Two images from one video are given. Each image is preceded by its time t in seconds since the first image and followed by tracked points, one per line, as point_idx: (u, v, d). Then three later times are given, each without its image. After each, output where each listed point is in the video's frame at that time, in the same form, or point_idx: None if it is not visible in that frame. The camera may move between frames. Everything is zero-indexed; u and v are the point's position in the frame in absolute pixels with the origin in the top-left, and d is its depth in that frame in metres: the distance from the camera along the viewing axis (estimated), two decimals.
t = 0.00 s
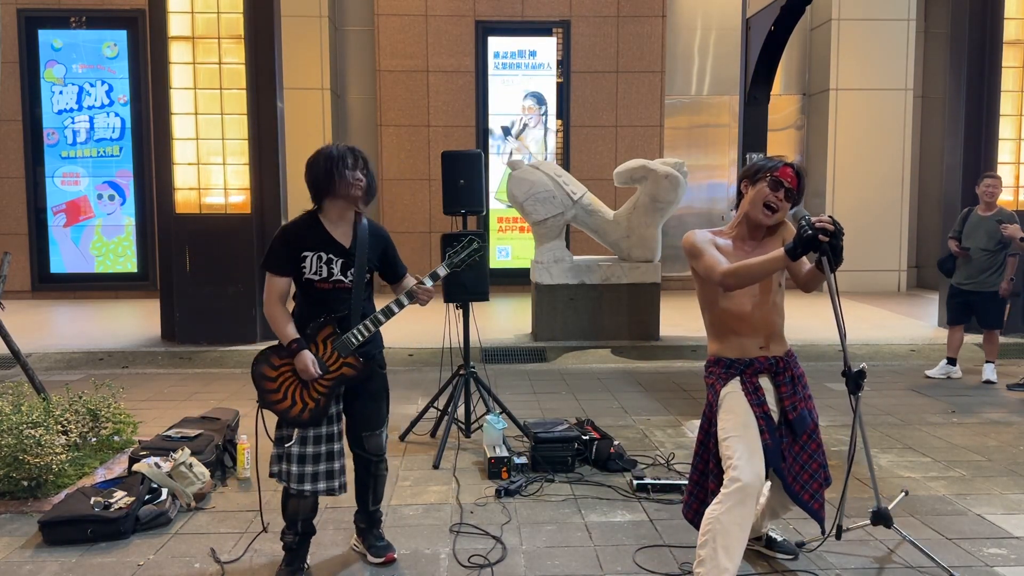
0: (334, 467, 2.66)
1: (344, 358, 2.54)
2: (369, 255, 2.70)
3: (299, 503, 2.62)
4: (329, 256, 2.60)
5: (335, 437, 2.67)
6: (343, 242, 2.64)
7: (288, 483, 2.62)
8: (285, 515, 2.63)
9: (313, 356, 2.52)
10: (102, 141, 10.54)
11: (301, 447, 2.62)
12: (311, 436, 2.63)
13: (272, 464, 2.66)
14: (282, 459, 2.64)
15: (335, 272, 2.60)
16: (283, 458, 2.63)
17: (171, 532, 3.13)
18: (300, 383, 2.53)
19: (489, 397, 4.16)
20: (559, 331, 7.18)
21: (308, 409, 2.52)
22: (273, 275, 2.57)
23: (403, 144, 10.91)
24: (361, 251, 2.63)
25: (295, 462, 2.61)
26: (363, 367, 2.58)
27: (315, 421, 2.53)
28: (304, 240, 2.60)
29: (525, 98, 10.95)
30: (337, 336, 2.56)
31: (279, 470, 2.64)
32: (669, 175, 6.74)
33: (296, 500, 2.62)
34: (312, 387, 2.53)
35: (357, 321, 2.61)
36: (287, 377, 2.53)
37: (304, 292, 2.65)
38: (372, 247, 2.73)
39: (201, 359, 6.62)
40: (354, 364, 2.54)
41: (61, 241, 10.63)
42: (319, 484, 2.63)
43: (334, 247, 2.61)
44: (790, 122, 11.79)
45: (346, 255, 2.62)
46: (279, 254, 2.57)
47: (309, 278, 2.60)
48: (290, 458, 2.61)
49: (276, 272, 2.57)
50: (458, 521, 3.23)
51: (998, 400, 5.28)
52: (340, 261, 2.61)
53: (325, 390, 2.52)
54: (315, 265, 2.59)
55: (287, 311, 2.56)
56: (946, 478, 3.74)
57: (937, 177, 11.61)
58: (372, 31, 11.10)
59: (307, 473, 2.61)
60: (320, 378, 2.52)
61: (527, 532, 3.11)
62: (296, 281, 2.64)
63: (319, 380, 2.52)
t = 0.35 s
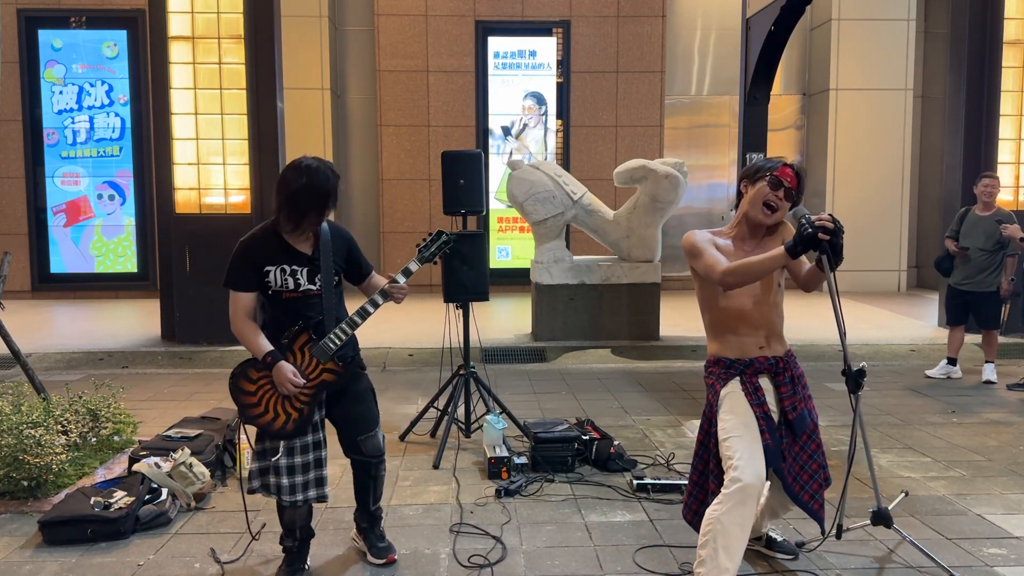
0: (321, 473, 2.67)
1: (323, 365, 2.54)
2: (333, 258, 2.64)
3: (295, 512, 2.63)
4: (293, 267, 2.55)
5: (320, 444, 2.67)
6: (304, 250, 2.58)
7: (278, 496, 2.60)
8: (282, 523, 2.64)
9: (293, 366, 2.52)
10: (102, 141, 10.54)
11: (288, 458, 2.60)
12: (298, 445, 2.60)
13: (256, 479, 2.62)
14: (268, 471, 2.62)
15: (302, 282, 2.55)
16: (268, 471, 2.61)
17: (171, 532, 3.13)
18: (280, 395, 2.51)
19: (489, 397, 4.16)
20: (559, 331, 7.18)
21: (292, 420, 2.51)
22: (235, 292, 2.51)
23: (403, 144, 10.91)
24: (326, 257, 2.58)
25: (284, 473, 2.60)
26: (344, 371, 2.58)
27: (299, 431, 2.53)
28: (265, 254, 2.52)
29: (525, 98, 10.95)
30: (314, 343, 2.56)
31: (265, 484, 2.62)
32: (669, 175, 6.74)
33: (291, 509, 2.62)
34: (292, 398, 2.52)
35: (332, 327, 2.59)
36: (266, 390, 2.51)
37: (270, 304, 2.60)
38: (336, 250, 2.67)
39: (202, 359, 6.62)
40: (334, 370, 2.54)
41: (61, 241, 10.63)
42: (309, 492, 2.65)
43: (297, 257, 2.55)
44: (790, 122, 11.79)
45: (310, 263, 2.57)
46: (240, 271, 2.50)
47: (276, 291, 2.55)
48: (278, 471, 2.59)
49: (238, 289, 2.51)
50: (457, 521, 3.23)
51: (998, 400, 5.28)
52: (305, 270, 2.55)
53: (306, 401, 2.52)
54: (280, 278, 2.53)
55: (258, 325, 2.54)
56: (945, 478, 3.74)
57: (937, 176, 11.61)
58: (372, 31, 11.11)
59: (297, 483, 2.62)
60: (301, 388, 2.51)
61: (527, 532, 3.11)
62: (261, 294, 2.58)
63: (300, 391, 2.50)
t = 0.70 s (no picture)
0: (323, 472, 2.68)
1: (324, 364, 2.52)
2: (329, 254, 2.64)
3: (295, 513, 2.63)
4: (290, 268, 2.53)
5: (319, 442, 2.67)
6: (299, 249, 2.57)
7: (282, 497, 2.59)
8: (283, 523, 2.64)
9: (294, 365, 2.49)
10: (102, 141, 10.54)
11: (290, 458, 2.59)
12: (299, 446, 2.60)
13: (253, 480, 2.60)
14: (269, 471, 2.60)
15: (300, 282, 2.54)
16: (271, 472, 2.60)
17: (171, 532, 3.13)
18: (281, 396, 2.50)
19: (489, 397, 4.16)
20: (559, 331, 7.18)
21: (294, 421, 2.52)
22: (231, 295, 2.50)
23: (403, 144, 10.92)
24: (321, 253, 2.57)
25: (286, 474, 2.59)
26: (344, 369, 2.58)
27: (301, 431, 2.55)
28: (262, 254, 2.51)
29: (525, 98, 10.95)
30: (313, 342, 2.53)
31: (264, 484, 2.60)
32: (669, 175, 6.74)
33: (292, 509, 2.62)
34: (294, 398, 2.51)
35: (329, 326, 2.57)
36: (267, 391, 2.49)
37: (267, 304, 2.60)
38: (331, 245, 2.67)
39: (201, 359, 6.62)
40: (336, 369, 2.53)
41: (61, 241, 10.63)
42: (311, 491, 2.64)
43: (294, 256, 2.54)
44: (790, 122, 11.79)
45: (307, 262, 2.56)
46: (235, 273, 2.49)
47: (274, 292, 2.54)
48: (281, 472, 2.58)
49: (233, 292, 2.50)
50: (457, 521, 3.23)
51: (998, 400, 5.28)
52: (303, 270, 2.55)
53: (309, 399, 2.52)
54: (278, 279, 2.52)
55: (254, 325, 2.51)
56: (945, 478, 3.74)
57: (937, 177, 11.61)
58: (372, 31, 11.10)
59: (299, 483, 2.61)
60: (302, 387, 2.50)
61: (527, 532, 3.11)
62: (256, 294, 2.58)
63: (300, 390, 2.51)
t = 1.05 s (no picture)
0: (336, 475, 2.65)
1: (338, 367, 2.50)
2: (353, 261, 2.63)
3: (300, 512, 2.64)
4: (312, 271, 2.55)
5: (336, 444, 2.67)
6: (321, 253, 2.57)
7: (289, 496, 2.59)
8: (287, 521, 2.65)
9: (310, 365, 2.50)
10: (102, 141, 10.54)
11: (301, 457, 2.60)
12: (311, 446, 2.61)
13: (266, 476, 2.61)
14: (281, 469, 2.61)
15: (320, 285, 2.56)
16: (280, 471, 2.60)
17: (171, 532, 3.13)
18: (296, 396, 2.50)
19: (489, 397, 4.15)
20: (559, 331, 7.18)
21: (306, 421, 2.48)
22: (254, 295, 2.53)
23: (403, 144, 10.91)
24: (345, 258, 2.56)
25: (296, 473, 2.60)
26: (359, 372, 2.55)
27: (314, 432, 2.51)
28: (284, 257, 2.54)
29: (526, 98, 10.95)
30: (330, 345, 2.51)
31: (276, 482, 2.61)
32: (669, 175, 6.74)
33: (298, 508, 2.62)
34: (307, 398, 2.50)
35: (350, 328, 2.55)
36: (282, 390, 2.49)
37: (290, 305, 2.63)
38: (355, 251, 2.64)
39: (201, 359, 6.62)
40: (350, 372, 2.51)
41: (61, 241, 10.63)
42: (322, 493, 2.63)
43: (315, 260, 2.55)
44: (790, 122, 11.80)
45: (328, 266, 2.56)
46: (258, 274, 2.53)
47: (295, 294, 2.58)
48: (291, 470, 2.59)
49: (255, 291, 2.53)
50: (457, 522, 3.23)
51: (998, 400, 5.28)
52: (324, 273, 2.56)
53: (321, 401, 2.49)
54: (299, 282, 2.55)
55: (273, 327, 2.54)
56: (945, 478, 3.74)
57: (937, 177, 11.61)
58: (372, 31, 11.10)
59: (309, 483, 2.61)
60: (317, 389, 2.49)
61: (527, 532, 3.11)
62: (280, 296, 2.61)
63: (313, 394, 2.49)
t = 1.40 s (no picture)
0: (352, 476, 2.64)
1: (356, 368, 2.48)
2: (376, 262, 2.60)
3: (308, 512, 2.63)
4: (336, 274, 2.54)
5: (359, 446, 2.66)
6: (346, 255, 2.55)
7: (305, 494, 2.59)
8: (294, 519, 2.65)
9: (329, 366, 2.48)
10: (102, 141, 10.53)
11: (320, 457, 2.59)
12: (329, 446, 2.60)
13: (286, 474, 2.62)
14: (298, 468, 2.60)
15: (344, 289, 2.53)
16: (298, 469, 2.60)
17: (171, 532, 3.13)
18: (315, 397, 2.50)
19: (489, 397, 4.15)
20: (559, 331, 7.19)
21: (327, 423, 2.48)
22: (281, 299, 2.55)
23: (403, 145, 10.91)
24: (367, 260, 2.54)
25: (312, 472, 2.59)
26: (376, 373, 2.51)
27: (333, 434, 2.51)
28: (309, 261, 2.54)
29: (526, 98, 10.95)
30: (348, 347, 2.50)
31: (294, 480, 2.60)
32: (669, 175, 6.74)
33: (306, 507, 2.62)
34: (326, 399, 2.48)
35: (371, 324, 2.54)
36: (302, 391, 2.51)
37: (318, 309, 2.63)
38: (379, 251, 2.61)
39: (201, 359, 6.62)
40: (367, 372, 2.47)
41: (61, 241, 10.64)
42: (337, 493, 2.62)
43: (339, 263, 2.54)
44: (790, 122, 11.80)
45: (352, 269, 2.54)
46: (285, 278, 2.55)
47: (321, 297, 2.57)
48: (307, 469, 2.59)
49: (283, 296, 2.55)
50: (457, 521, 3.23)
51: (998, 400, 5.28)
52: (348, 276, 2.54)
53: (340, 403, 2.47)
54: (324, 285, 2.54)
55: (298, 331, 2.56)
56: (945, 478, 3.74)
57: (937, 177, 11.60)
58: (372, 31, 11.10)
59: (324, 483, 2.60)
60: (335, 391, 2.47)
61: (527, 532, 3.11)
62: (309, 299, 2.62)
63: (332, 394, 2.48)
